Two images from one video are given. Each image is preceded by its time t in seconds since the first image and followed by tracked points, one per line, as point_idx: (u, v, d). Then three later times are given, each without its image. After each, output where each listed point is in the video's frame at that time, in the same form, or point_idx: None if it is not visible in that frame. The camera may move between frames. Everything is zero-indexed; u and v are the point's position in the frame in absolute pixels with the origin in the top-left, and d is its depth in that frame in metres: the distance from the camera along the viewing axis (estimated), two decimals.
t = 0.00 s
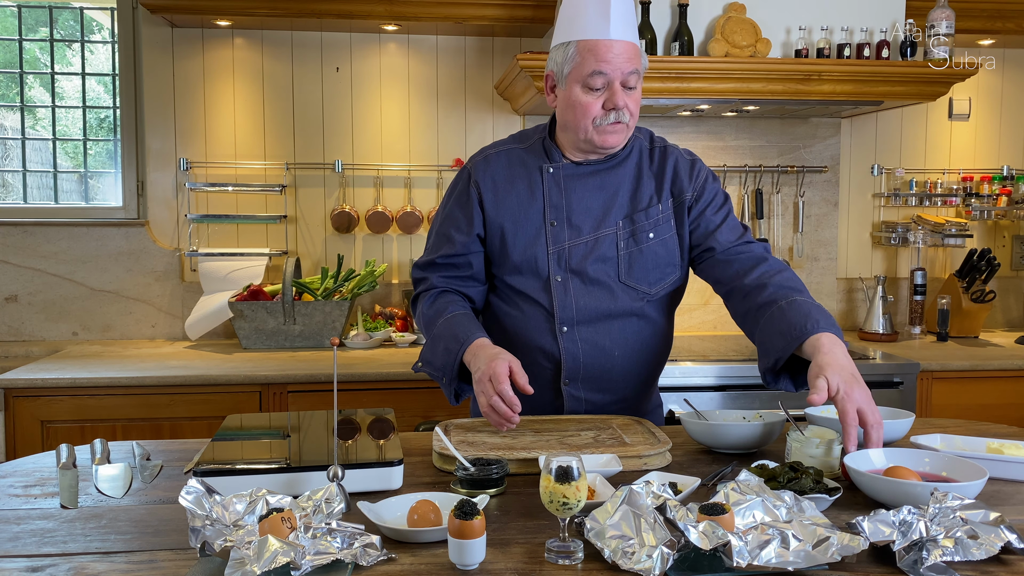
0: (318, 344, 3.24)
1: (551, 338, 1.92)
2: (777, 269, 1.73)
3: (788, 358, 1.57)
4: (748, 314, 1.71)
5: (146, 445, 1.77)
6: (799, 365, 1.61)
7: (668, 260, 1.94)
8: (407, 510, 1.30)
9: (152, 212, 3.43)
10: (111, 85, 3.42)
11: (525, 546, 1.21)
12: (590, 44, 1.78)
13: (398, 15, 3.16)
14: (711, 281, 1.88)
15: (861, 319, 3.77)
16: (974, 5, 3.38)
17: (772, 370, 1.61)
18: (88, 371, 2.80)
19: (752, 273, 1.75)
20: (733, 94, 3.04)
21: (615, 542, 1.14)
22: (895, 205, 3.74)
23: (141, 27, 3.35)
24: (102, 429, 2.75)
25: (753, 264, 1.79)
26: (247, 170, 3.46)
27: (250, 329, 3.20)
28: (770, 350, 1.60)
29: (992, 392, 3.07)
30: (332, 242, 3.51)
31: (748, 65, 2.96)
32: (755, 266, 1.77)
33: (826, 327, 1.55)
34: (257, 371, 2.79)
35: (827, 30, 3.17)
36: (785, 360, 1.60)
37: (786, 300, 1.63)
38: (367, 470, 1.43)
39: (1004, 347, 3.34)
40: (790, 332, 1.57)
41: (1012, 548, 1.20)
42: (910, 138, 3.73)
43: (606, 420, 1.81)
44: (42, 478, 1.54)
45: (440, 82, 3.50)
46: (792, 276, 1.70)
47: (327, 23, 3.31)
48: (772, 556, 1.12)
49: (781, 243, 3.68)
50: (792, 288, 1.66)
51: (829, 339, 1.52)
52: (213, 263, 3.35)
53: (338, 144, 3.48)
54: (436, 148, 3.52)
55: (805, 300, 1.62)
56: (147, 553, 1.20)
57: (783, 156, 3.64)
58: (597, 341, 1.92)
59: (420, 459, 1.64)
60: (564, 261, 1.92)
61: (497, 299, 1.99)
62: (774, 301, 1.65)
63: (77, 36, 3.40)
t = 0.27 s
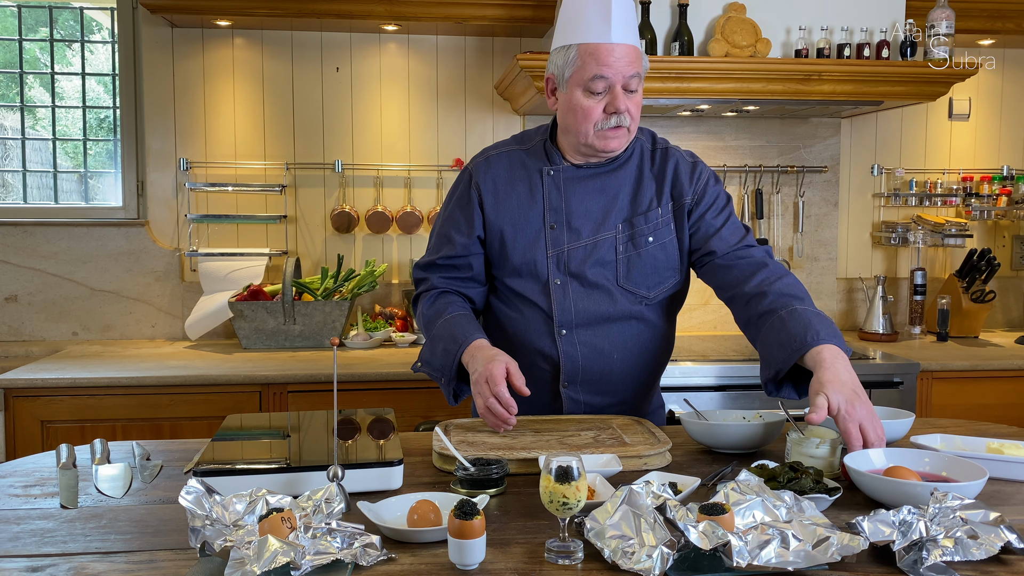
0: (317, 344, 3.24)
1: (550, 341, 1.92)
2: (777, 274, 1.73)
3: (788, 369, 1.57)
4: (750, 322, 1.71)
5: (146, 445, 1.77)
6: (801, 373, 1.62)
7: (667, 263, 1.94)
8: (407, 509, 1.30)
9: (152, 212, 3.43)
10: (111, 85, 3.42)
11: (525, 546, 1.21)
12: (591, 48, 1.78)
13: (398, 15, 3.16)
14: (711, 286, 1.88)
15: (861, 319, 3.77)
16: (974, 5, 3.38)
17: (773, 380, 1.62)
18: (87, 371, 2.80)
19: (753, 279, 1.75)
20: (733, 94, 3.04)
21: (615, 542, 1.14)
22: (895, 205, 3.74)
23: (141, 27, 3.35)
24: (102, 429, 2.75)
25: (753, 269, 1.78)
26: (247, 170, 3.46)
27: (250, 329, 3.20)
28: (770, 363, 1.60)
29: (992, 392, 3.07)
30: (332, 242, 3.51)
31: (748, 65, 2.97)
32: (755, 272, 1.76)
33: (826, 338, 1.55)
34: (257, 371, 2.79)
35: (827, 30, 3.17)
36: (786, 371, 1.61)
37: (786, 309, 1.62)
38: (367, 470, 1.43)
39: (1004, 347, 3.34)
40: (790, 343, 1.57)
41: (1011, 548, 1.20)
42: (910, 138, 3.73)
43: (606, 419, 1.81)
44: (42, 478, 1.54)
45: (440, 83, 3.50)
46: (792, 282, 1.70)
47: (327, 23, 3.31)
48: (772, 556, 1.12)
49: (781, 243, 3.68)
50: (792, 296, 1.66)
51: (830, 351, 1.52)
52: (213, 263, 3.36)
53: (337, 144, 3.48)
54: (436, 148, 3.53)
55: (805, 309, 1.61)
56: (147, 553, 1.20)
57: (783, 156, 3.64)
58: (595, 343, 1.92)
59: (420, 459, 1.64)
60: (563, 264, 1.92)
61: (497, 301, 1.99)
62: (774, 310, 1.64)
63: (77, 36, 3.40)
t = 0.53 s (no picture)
0: (318, 344, 3.24)
1: (549, 342, 1.92)
2: (777, 276, 1.72)
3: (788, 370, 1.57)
4: (749, 323, 1.70)
5: (146, 445, 1.77)
6: (800, 374, 1.62)
7: (666, 264, 1.94)
8: (407, 509, 1.30)
9: (152, 212, 3.43)
10: (111, 85, 3.42)
11: (525, 546, 1.21)
12: (591, 49, 1.78)
13: (398, 15, 3.16)
14: (710, 287, 1.88)
15: (861, 319, 3.77)
16: (974, 5, 3.38)
17: (773, 381, 1.61)
18: (88, 371, 2.80)
19: (752, 281, 1.75)
20: (733, 94, 3.04)
21: (615, 542, 1.14)
22: (895, 205, 3.74)
23: (141, 27, 3.35)
24: (102, 429, 2.75)
25: (753, 271, 1.78)
26: (247, 170, 3.46)
27: (250, 329, 3.20)
28: (770, 364, 1.60)
29: (992, 392, 3.07)
30: (332, 242, 3.51)
31: (748, 65, 2.97)
32: (755, 273, 1.76)
33: (827, 339, 1.54)
34: (257, 371, 2.79)
35: (827, 30, 3.17)
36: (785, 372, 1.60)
37: (786, 311, 1.62)
38: (366, 471, 1.43)
39: (1004, 347, 3.34)
40: (790, 345, 1.56)
41: (1011, 548, 1.20)
42: (910, 138, 3.73)
43: (606, 420, 1.81)
44: (42, 478, 1.54)
45: (441, 83, 3.50)
46: (792, 283, 1.70)
47: (327, 23, 3.31)
48: (772, 556, 1.12)
49: (781, 243, 3.68)
50: (792, 297, 1.66)
51: (831, 353, 1.52)
52: (213, 263, 3.35)
53: (338, 144, 3.48)
54: (436, 148, 3.53)
55: (806, 311, 1.61)
56: (147, 553, 1.20)
57: (783, 156, 3.64)
58: (594, 344, 1.92)
59: (420, 459, 1.64)
60: (562, 265, 1.92)
61: (497, 301, 1.99)
62: (774, 311, 1.64)
63: (77, 36, 3.40)
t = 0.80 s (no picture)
0: (318, 344, 3.24)
1: (549, 341, 1.92)
2: (780, 272, 1.73)
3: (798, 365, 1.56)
4: (753, 319, 1.70)
5: (146, 445, 1.77)
6: (806, 369, 1.62)
7: (665, 263, 1.94)
8: (407, 510, 1.30)
9: (152, 212, 3.43)
10: (111, 85, 3.42)
11: (525, 546, 1.21)
12: (590, 48, 1.78)
13: (398, 15, 3.16)
14: (710, 286, 1.88)
15: (861, 319, 3.77)
16: (974, 5, 3.38)
17: (779, 376, 1.61)
18: (88, 371, 2.80)
19: (755, 277, 1.75)
20: (733, 94, 3.04)
21: (615, 542, 1.14)
22: (895, 205, 3.74)
23: (141, 27, 3.35)
24: (102, 429, 2.75)
25: (755, 267, 1.78)
26: (247, 170, 3.46)
27: (250, 329, 3.20)
28: (779, 359, 1.59)
29: (992, 392, 3.07)
30: (332, 242, 3.51)
31: (748, 65, 2.96)
32: (757, 270, 1.77)
33: (835, 334, 1.54)
34: (257, 371, 2.79)
35: (827, 30, 3.17)
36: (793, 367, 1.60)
37: (793, 306, 1.62)
38: (366, 471, 1.43)
39: (1004, 347, 3.34)
40: (800, 340, 1.56)
41: (1011, 548, 1.20)
42: (910, 138, 3.73)
43: (606, 419, 1.81)
44: (42, 478, 1.54)
45: (441, 83, 3.50)
46: (795, 280, 1.70)
47: (327, 23, 3.31)
48: (772, 556, 1.12)
49: (781, 243, 3.68)
50: (797, 293, 1.66)
51: (841, 347, 1.52)
52: (213, 263, 3.35)
53: (338, 144, 3.48)
54: (436, 148, 3.52)
55: (812, 306, 1.61)
56: (147, 553, 1.20)
57: (783, 156, 3.64)
58: (593, 344, 1.92)
59: (420, 459, 1.64)
60: (561, 264, 1.92)
61: (496, 301, 1.99)
62: (780, 307, 1.64)
63: (77, 36, 3.40)
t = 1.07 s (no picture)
0: (318, 344, 3.24)
1: (548, 341, 1.92)
2: (780, 265, 1.73)
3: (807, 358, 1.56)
4: (755, 313, 1.70)
5: (146, 445, 1.77)
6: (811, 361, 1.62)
7: (664, 262, 1.94)
8: (407, 510, 1.30)
9: (152, 212, 3.43)
10: (111, 85, 3.42)
11: (525, 546, 1.21)
12: (590, 49, 1.78)
13: (398, 15, 3.16)
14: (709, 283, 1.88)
15: (861, 319, 3.77)
16: (974, 5, 3.38)
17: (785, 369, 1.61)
18: (88, 371, 2.80)
19: (755, 272, 1.75)
20: (733, 94, 3.04)
21: (615, 542, 1.14)
22: (895, 205, 3.73)
23: (141, 27, 3.35)
24: (102, 429, 2.75)
25: (754, 262, 1.78)
26: (247, 170, 3.46)
27: (250, 329, 3.20)
28: (786, 351, 1.59)
29: (992, 392, 3.07)
30: (332, 242, 3.51)
31: (748, 65, 2.96)
32: (756, 264, 1.77)
33: (843, 325, 1.54)
34: (258, 371, 2.79)
35: (827, 30, 3.17)
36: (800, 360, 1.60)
37: (796, 300, 1.62)
38: (366, 471, 1.43)
39: (1004, 347, 3.34)
40: (808, 332, 1.56)
41: (1011, 548, 1.20)
42: (910, 138, 3.73)
43: (606, 420, 1.81)
44: (42, 478, 1.54)
45: (441, 83, 3.50)
46: (795, 274, 1.71)
47: (328, 23, 3.31)
48: (772, 556, 1.12)
49: (781, 244, 3.68)
50: (799, 286, 1.66)
51: (850, 337, 1.52)
52: (213, 263, 3.35)
53: (337, 144, 3.48)
54: (436, 148, 3.52)
55: (816, 299, 1.61)
56: (147, 553, 1.20)
57: (783, 156, 3.64)
58: (593, 343, 1.92)
59: (420, 459, 1.64)
60: (560, 264, 1.92)
61: (494, 301, 1.99)
62: (783, 301, 1.64)
63: (77, 36, 3.40)
